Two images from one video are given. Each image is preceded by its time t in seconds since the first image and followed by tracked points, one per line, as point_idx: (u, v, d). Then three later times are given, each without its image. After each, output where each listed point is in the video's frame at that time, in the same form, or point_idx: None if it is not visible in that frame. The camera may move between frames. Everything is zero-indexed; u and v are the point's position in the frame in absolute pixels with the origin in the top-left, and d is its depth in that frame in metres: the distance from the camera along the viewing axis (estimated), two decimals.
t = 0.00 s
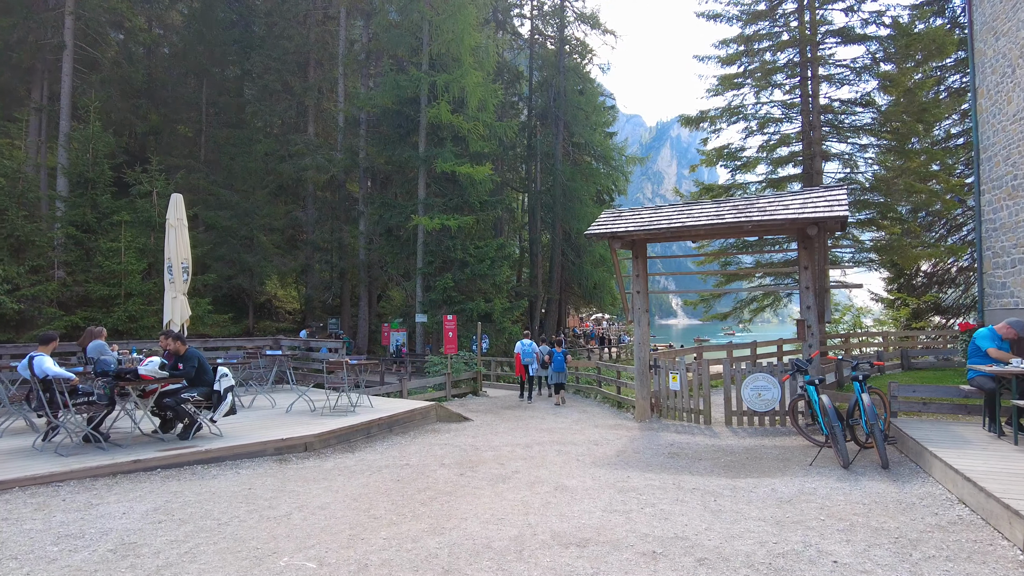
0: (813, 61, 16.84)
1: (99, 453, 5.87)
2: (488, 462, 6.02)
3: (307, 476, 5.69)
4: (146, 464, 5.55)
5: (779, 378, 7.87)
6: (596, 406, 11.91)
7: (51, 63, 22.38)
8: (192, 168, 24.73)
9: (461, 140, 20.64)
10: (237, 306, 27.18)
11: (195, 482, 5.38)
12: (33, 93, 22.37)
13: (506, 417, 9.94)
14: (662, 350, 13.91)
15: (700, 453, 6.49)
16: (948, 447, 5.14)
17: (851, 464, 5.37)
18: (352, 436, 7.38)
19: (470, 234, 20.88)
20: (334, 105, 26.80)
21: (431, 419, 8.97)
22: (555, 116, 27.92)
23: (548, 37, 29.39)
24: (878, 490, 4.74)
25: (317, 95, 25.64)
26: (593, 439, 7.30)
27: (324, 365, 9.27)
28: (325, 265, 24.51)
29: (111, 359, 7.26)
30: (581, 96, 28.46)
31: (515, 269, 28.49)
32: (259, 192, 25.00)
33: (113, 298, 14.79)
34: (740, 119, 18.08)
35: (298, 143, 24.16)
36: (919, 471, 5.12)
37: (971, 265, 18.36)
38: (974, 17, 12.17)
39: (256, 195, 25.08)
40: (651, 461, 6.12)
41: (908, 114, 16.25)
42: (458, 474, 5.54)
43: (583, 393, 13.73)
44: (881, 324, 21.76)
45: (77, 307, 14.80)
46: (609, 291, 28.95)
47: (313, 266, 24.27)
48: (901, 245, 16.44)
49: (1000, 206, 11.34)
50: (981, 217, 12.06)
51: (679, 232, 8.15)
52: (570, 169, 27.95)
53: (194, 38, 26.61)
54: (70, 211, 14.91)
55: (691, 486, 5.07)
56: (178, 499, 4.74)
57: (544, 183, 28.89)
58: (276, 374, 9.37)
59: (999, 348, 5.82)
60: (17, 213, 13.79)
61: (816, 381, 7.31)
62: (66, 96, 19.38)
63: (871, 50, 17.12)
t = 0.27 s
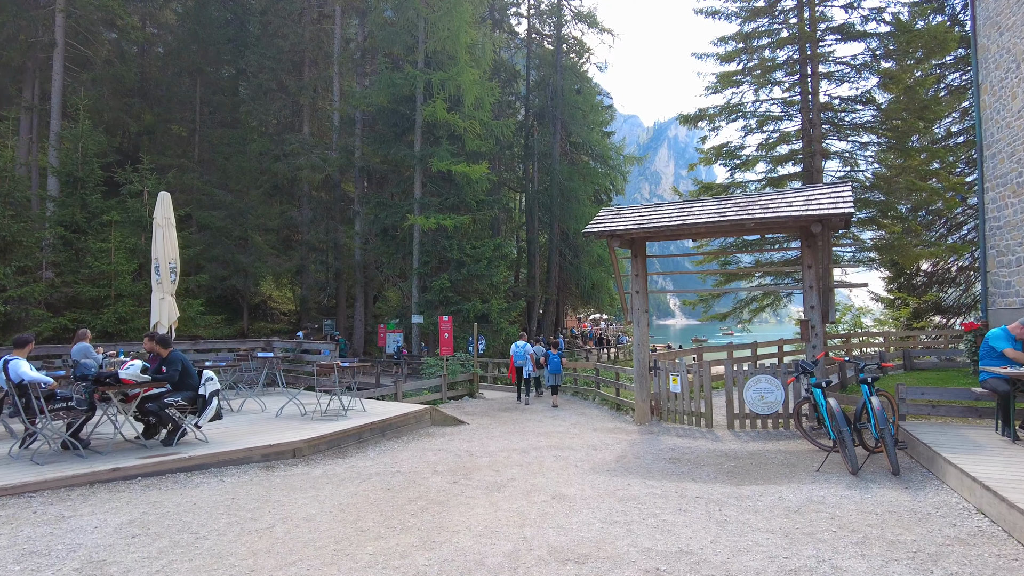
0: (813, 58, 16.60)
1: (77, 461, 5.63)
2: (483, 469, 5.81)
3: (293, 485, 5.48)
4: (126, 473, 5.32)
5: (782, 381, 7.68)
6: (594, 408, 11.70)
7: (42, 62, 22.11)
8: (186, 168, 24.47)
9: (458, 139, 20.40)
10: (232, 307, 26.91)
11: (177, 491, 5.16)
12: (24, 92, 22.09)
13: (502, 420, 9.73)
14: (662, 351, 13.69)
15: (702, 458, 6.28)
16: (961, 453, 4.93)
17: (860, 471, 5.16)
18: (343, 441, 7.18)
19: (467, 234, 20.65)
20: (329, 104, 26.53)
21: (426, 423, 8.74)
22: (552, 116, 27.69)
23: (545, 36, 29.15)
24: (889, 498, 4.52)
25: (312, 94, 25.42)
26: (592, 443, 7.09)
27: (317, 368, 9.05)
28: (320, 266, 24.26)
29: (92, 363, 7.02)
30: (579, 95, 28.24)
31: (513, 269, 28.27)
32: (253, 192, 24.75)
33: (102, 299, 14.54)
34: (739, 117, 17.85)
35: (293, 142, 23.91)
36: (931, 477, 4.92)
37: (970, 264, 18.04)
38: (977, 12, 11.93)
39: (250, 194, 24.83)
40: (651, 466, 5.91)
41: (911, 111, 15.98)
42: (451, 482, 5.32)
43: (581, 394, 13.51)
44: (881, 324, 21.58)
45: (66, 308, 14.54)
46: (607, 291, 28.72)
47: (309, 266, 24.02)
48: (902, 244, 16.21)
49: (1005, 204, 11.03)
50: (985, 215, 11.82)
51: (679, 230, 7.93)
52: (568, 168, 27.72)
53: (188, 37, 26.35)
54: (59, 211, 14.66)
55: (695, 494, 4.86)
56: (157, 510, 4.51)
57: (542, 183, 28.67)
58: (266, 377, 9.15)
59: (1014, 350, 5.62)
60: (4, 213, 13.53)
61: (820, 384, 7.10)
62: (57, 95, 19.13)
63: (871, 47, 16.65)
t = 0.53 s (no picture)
0: (814, 56, 16.39)
1: (61, 467, 5.42)
2: (482, 475, 5.62)
3: (285, 492, 5.28)
4: (111, 479, 5.11)
5: (788, 383, 7.49)
6: (595, 410, 11.53)
7: (35, 59, 21.87)
8: (181, 167, 24.25)
9: (456, 137, 20.21)
10: (228, 307, 26.68)
11: (164, 499, 4.96)
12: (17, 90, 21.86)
13: (501, 423, 9.54)
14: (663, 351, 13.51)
15: (708, 463, 6.09)
16: (979, 458, 4.74)
17: (872, 477, 4.96)
18: (338, 445, 6.98)
19: (465, 233, 20.45)
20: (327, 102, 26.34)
21: (423, 426, 8.54)
22: (551, 115, 27.50)
23: (544, 34, 28.96)
24: (907, 506, 4.32)
25: (309, 93, 25.22)
26: (593, 447, 6.90)
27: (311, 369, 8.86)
28: (317, 265, 24.06)
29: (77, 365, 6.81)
30: (578, 94, 28.03)
31: (512, 269, 28.09)
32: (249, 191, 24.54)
33: (95, 299, 14.31)
34: (740, 115, 17.64)
35: (289, 141, 23.70)
36: (947, 484, 4.73)
37: (974, 263, 18.20)
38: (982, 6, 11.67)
39: (247, 194, 24.61)
40: (656, 472, 5.72)
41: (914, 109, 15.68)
42: (449, 490, 5.13)
43: (580, 396, 13.32)
44: (883, 324, 21.42)
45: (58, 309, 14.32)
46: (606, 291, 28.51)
47: (306, 266, 23.82)
48: (905, 243, 16.03)
49: (1012, 201, 10.70)
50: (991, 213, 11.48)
51: (682, 228, 7.73)
52: (567, 167, 27.52)
53: (184, 35, 26.12)
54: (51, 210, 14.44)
55: (702, 502, 4.67)
56: (139, 520, 4.30)
57: (541, 182, 28.48)
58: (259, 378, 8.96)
59: None
60: None
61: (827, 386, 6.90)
62: (50, 92, 18.89)
63: (874, 42, 16.46)
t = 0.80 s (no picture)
0: (819, 53, 16.15)
1: (44, 471, 5.19)
2: (483, 480, 5.41)
3: (277, 498, 5.07)
4: (95, 484, 4.90)
5: (797, 383, 7.28)
6: (597, 411, 11.33)
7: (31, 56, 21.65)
8: (179, 164, 24.04)
9: (456, 135, 20.00)
10: (226, 306, 26.45)
11: (150, 505, 4.75)
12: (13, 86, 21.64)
13: (502, 424, 9.33)
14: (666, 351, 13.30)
15: (716, 467, 5.87)
16: (1002, 463, 4.53)
17: (890, 483, 4.71)
18: (334, 447, 6.77)
19: (465, 232, 20.24)
20: (326, 99, 26.14)
21: (422, 427, 8.33)
22: (551, 113, 27.28)
23: (544, 32, 28.73)
24: (929, 512, 4.12)
25: (308, 90, 25.01)
26: (597, 451, 6.68)
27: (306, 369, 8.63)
28: (315, 264, 23.84)
29: (64, 365, 6.59)
30: (579, 93, 27.79)
31: (511, 268, 27.88)
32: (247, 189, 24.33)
33: (89, 298, 14.10)
34: (743, 113, 17.41)
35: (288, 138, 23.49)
36: (970, 490, 4.51)
37: (978, 263, 18.02)
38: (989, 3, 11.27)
39: (244, 192, 24.40)
40: (664, 477, 5.51)
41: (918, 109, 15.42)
42: (449, 495, 4.93)
43: (581, 397, 13.10)
44: (886, 324, 21.23)
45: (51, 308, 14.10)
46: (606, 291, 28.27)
47: (304, 265, 23.60)
48: (909, 243, 15.79)
49: (1021, 199, 10.28)
50: (1000, 211, 11.05)
51: (688, 225, 7.53)
52: (567, 166, 27.30)
53: (182, 32, 25.92)
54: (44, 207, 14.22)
55: (714, 508, 4.47)
56: (122, 528, 4.08)
57: (541, 181, 28.25)
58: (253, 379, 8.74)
59: None
60: None
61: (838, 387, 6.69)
62: (45, 88, 18.67)
63: (877, 40, 16.02)
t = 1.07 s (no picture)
0: (818, 53, 15.98)
1: (16, 482, 4.96)
2: (479, 492, 5.17)
3: (263, 513, 4.81)
4: (69, 498, 4.64)
5: (802, 390, 7.09)
6: (595, 416, 11.10)
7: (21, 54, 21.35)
8: (171, 165, 23.74)
9: (452, 135, 19.77)
10: (219, 309, 26.12)
11: (127, 520, 4.49)
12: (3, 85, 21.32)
13: (498, 431, 9.09)
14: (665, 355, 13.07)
15: (721, 477, 5.65)
16: None
17: (906, 496, 4.45)
18: (324, 456, 6.53)
19: (461, 234, 20.00)
20: (321, 100, 25.89)
21: (416, 435, 8.08)
22: (548, 115, 27.10)
23: (541, 34, 28.56)
24: (950, 528, 3.89)
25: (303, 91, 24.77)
26: (597, 460, 6.45)
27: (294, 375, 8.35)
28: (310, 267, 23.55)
29: (41, 369, 6.32)
30: (576, 95, 27.57)
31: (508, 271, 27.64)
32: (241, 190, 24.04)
33: (77, 300, 13.80)
34: (743, 114, 17.24)
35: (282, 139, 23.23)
36: (991, 504, 4.29)
37: (977, 267, 17.88)
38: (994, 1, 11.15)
39: (238, 193, 24.11)
40: (668, 488, 5.28)
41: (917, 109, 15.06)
42: (443, 510, 4.68)
43: (579, 402, 12.84)
44: (885, 327, 21.07)
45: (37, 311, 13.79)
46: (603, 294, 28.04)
47: (298, 267, 23.32)
48: (910, 246, 15.60)
49: None
50: (1004, 213, 10.84)
51: (691, 226, 7.32)
52: (564, 168, 27.09)
53: (175, 31, 25.64)
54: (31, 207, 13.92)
55: (723, 524, 4.24)
56: (93, 548, 3.82)
57: (538, 184, 28.04)
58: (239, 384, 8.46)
59: None
60: None
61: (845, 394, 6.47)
62: (35, 87, 18.37)
63: (878, 41, 15.81)
